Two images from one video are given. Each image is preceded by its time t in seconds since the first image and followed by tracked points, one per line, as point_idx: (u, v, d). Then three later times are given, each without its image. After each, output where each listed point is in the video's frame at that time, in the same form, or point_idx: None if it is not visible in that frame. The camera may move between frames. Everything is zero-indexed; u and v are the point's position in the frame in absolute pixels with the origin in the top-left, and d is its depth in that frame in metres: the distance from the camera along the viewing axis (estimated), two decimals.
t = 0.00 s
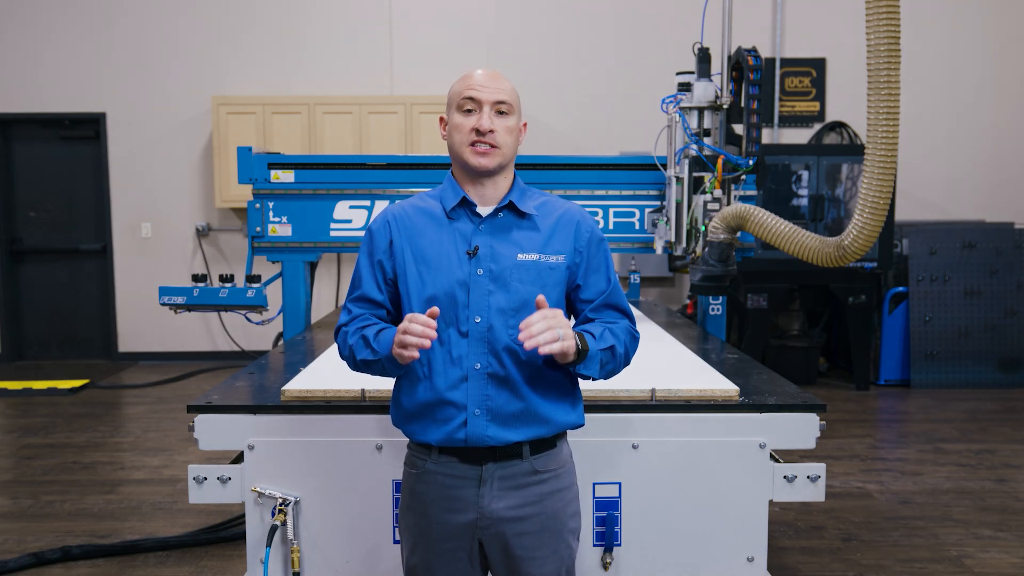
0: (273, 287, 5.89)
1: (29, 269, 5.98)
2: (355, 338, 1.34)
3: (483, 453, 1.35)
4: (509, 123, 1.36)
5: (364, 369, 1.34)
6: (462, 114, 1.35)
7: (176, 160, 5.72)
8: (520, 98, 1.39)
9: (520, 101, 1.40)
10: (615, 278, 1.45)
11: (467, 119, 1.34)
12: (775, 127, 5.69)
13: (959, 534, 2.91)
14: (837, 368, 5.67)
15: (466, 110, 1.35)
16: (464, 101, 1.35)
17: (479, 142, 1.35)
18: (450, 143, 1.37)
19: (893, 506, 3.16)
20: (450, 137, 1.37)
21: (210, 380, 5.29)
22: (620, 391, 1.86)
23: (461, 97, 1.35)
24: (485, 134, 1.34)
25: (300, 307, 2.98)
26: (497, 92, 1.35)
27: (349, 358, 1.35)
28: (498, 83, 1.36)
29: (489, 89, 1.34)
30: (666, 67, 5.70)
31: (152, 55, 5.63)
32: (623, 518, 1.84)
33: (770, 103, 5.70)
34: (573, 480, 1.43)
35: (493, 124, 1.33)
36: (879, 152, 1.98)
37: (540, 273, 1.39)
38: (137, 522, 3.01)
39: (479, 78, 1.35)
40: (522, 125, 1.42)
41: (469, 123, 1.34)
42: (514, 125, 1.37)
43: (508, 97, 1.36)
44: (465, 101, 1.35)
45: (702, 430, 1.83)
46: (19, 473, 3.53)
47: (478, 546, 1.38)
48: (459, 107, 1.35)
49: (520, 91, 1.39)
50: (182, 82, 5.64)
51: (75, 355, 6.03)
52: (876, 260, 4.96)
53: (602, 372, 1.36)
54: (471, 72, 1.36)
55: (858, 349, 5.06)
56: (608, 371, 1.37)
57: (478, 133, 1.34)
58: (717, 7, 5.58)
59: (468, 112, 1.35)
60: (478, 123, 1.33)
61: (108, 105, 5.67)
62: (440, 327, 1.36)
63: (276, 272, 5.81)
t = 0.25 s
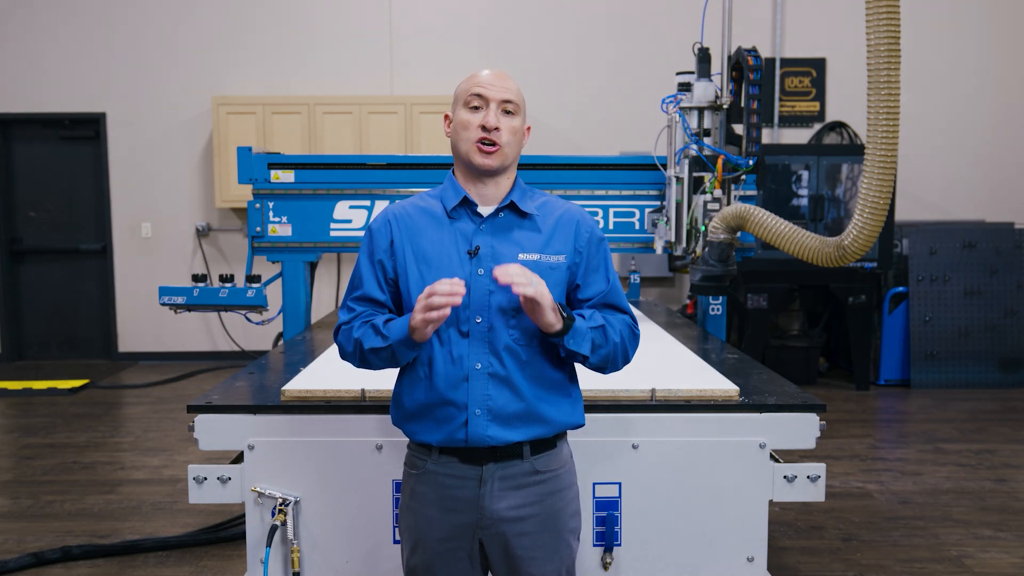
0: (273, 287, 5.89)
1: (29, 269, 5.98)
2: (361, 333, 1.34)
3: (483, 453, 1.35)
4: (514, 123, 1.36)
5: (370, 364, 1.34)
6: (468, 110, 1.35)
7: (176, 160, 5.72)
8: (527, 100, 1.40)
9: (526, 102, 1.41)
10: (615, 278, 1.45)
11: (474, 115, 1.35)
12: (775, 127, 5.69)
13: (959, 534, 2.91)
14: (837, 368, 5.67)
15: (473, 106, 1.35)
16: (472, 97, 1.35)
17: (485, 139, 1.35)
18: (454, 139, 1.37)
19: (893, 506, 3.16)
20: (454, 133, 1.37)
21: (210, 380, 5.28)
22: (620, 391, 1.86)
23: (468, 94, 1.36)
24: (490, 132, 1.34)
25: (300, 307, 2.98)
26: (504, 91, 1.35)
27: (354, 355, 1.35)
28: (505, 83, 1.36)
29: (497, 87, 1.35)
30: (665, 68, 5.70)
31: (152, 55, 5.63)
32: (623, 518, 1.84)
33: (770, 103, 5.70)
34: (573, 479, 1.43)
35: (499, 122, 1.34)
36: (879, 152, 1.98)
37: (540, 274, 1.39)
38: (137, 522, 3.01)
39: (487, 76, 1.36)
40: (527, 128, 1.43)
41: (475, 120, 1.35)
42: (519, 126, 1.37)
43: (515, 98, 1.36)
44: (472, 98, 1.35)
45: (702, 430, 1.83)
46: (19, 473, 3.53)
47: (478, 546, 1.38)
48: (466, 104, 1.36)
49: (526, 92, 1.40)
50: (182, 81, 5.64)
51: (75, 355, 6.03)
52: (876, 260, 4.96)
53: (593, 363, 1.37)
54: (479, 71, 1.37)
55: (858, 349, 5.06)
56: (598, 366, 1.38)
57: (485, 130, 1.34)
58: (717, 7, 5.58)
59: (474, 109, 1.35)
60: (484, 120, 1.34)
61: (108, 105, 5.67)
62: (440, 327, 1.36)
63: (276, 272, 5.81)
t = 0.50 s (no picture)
0: (273, 287, 5.89)
1: (29, 269, 5.98)
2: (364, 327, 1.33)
3: (483, 453, 1.35)
4: (513, 122, 1.35)
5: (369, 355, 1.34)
6: (467, 110, 1.35)
7: (175, 160, 5.72)
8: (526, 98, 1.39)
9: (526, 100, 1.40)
10: (616, 278, 1.45)
11: (471, 115, 1.34)
12: (775, 127, 5.69)
13: (959, 534, 2.91)
14: (837, 368, 5.67)
15: (471, 106, 1.35)
16: (470, 96, 1.35)
17: (482, 140, 1.35)
18: (453, 139, 1.37)
19: (893, 506, 3.16)
20: (454, 133, 1.37)
21: (210, 380, 5.28)
22: (620, 391, 1.86)
23: (467, 92, 1.35)
24: (488, 132, 1.34)
25: (300, 307, 2.98)
26: (503, 90, 1.35)
27: (354, 349, 1.35)
28: (504, 82, 1.36)
29: (495, 86, 1.34)
30: (665, 67, 5.70)
31: (151, 55, 5.63)
32: (623, 518, 1.84)
33: (770, 103, 5.70)
34: (573, 479, 1.43)
35: (496, 122, 1.33)
36: (879, 152, 1.98)
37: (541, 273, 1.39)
38: (137, 522, 3.01)
39: (486, 75, 1.35)
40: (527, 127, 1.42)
41: (473, 120, 1.34)
42: (518, 125, 1.37)
43: (513, 96, 1.36)
44: (470, 97, 1.35)
45: (702, 430, 1.83)
46: (19, 473, 3.53)
47: (478, 546, 1.38)
48: (465, 103, 1.35)
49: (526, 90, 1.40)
50: (182, 81, 5.64)
51: (75, 355, 6.03)
52: (876, 260, 4.96)
53: (593, 358, 1.38)
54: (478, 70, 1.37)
55: (858, 349, 5.06)
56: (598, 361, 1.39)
57: (482, 131, 1.34)
58: (717, 7, 5.58)
59: (472, 108, 1.35)
60: (481, 120, 1.33)
61: (108, 105, 5.67)
62: (440, 326, 1.36)
63: (276, 272, 5.81)
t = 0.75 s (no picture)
0: (273, 287, 5.89)
1: (29, 269, 5.98)
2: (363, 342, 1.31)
3: (483, 451, 1.35)
4: (505, 125, 1.36)
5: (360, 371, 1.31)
6: (459, 115, 1.36)
7: (176, 159, 5.72)
8: (519, 99, 1.38)
9: (521, 101, 1.40)
10: (617, 279, 1.45)
11: (462, 121, 1.35)
12: (775, 127, 5.69)
13: (959, 534, 2.91)
14: (837, 368, 5.67)
15: (462, 111, 1.36)
16: (461, 101, 1.36)
17: (473, 144, 1.35)
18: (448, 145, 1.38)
19: (893, 506, 3.16)
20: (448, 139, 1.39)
21: (210, 380, 5.28)
22: (620, 391, 1.86)
23: (458, 97, 1.36)
24: (478, 138, 1.34)
25: (300, 307, 2.98)
26: (494, 93, 1.35)
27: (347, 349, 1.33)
28: (496, 84, 1.36)
29: (485, 89, 1.35)
30: (665, 68, 5.70)
31: (151, 54, 5.63)
32: (623, 518, 1.84)
33: (770, 103, 5.70)
34: (573, 479, 1.43)
35: (485, 127, 1.34)
36: (879, 152, 1.98)
37: (542, 273, 1.39)
38: (137, 522, 3.01)
39: (477, 79, 1.36)
40: (523, 126, 1.41)
41: (464, 126, 1.35)
42: (510, 127, 1.36)
43: (504, 98, 1.35)
44: (461, 102, 1.36)
45: (702, 430, 1.83)
46: (19, 473, 3.53)
47: (478, 545, 1.38)
48: (457, 109, 1.37)
49: (521, 91, 1.39)
50: (182, 82, 5.64)
51: (75, 355, 6.03)
52: (876, 260, 4.96)
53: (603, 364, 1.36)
54: (470, 74, 1.37)
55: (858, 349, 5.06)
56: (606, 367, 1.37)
57: (471, 136, 1.35)
58: (717, 7, 5.58)
59: (464, 113, 1.36)
60: (470, 126, 1.34)
61: (108, 105, 5.67)
62: (441, 325, 1.36)
63: (276, 272, 5.81)
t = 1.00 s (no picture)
0: (273, 287, 5.89)
1: (29, 269, 5.98)
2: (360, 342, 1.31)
3: (483, 453, 1.35)
4: (498, 125, 1.35)
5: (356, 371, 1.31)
6: (452, 126, 1.36)
7: (176, 159, 5.72)
8: (507, 95, 1.37)
9: (509, 95, 1.38)
10: (620, 283, 1.45)
11: (457, 131, 1.35)
12: (775, 127, 5.69)
13: (959, 534, 2.91)
14: (837, 368, 5.67)
15: (454, 121, 1.35)
16: (450, 112, 1.35)
17: (473, 152, 1.35)
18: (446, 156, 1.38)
19: (893, 506, 3.16)
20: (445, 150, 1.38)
21: (210, 380, 5.28)
22: (620, 391, 1.86)
23: (446, 108, 1.35)
24: (476, 145, 1.34)
25: (300, 307, 2.98)
26: (482, 96, 1.34)
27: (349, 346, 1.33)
28: (481, 86, 1.34)
29: (473, 95, 1.33)
30: (665, 68, 5.70)
31: (151, 54, 5.63)
32: (623, 518, 1.84)
33: (770, 103, 5.70)
34: (573, 478, 1.43)
35: (482, 133, 1.33)
36: (879, 152, 1.98)
37: (544, 277, 1.39)
38: (137, 522, 3.01)
39: (462, 85, 1.34)
40: (515, 120, 1.41)
41: (459, 136, 1.35)
42: (505, 127, 1.36)
43: (493, 99, 1.34)
44: (451, 113, 1.35)
45: (702, 429, 1.83)
46: (19, 473, 3.53)
47: (478, 544, 1.38)
48: (448, 120, 1.36)
49: (506, 86, 1.38)
50: (182, 82, 5.65)
51: (75, 355, 6.03)
52: (876, 260, 4.96)
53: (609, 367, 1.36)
54: (453, 79, 1.36)
55: (858, 349, 5.06)
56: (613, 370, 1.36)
57: (469, 144, 1.34)
58: (717, 7, 5.58)
59: (456, 123, 1.35)
60: (466, 134, 1.34)
61: (108, 105, 5.67)
62: (442, 327, 1.36)
63: (276, 272, 5.81)
